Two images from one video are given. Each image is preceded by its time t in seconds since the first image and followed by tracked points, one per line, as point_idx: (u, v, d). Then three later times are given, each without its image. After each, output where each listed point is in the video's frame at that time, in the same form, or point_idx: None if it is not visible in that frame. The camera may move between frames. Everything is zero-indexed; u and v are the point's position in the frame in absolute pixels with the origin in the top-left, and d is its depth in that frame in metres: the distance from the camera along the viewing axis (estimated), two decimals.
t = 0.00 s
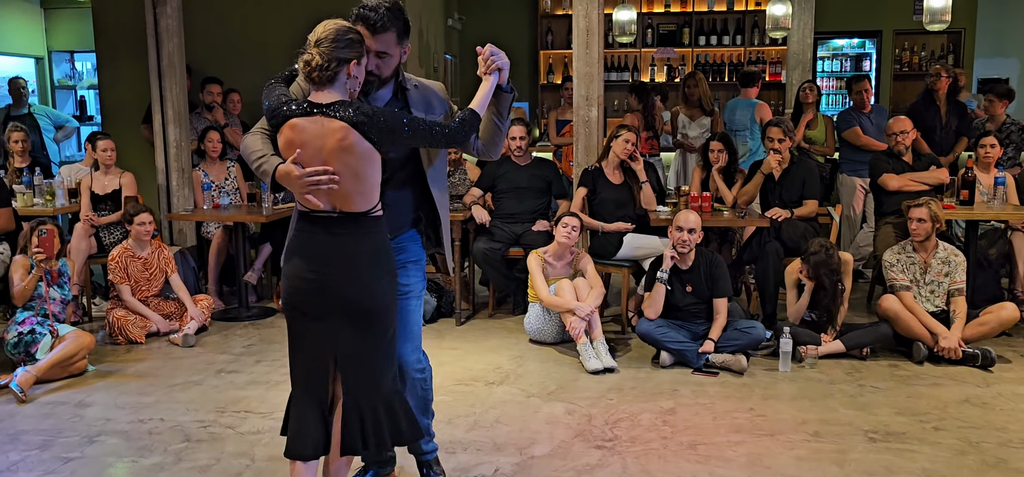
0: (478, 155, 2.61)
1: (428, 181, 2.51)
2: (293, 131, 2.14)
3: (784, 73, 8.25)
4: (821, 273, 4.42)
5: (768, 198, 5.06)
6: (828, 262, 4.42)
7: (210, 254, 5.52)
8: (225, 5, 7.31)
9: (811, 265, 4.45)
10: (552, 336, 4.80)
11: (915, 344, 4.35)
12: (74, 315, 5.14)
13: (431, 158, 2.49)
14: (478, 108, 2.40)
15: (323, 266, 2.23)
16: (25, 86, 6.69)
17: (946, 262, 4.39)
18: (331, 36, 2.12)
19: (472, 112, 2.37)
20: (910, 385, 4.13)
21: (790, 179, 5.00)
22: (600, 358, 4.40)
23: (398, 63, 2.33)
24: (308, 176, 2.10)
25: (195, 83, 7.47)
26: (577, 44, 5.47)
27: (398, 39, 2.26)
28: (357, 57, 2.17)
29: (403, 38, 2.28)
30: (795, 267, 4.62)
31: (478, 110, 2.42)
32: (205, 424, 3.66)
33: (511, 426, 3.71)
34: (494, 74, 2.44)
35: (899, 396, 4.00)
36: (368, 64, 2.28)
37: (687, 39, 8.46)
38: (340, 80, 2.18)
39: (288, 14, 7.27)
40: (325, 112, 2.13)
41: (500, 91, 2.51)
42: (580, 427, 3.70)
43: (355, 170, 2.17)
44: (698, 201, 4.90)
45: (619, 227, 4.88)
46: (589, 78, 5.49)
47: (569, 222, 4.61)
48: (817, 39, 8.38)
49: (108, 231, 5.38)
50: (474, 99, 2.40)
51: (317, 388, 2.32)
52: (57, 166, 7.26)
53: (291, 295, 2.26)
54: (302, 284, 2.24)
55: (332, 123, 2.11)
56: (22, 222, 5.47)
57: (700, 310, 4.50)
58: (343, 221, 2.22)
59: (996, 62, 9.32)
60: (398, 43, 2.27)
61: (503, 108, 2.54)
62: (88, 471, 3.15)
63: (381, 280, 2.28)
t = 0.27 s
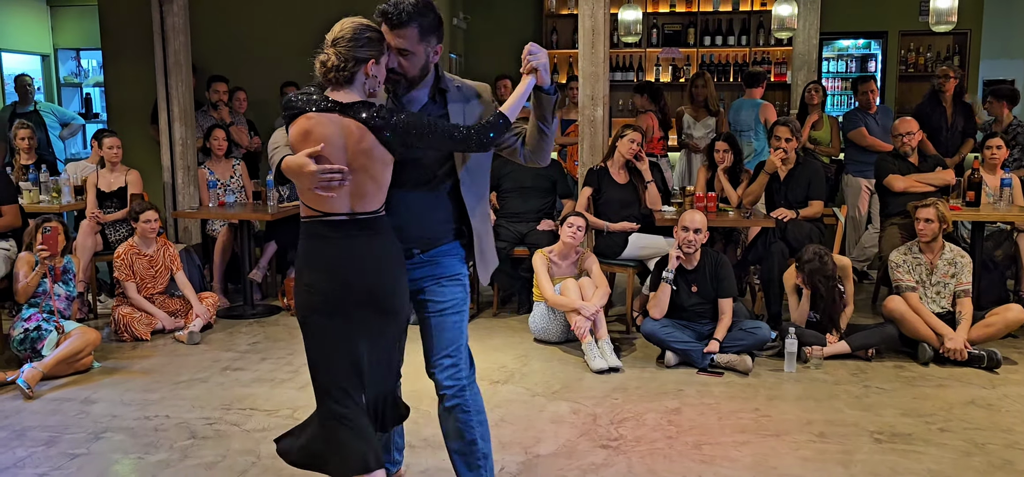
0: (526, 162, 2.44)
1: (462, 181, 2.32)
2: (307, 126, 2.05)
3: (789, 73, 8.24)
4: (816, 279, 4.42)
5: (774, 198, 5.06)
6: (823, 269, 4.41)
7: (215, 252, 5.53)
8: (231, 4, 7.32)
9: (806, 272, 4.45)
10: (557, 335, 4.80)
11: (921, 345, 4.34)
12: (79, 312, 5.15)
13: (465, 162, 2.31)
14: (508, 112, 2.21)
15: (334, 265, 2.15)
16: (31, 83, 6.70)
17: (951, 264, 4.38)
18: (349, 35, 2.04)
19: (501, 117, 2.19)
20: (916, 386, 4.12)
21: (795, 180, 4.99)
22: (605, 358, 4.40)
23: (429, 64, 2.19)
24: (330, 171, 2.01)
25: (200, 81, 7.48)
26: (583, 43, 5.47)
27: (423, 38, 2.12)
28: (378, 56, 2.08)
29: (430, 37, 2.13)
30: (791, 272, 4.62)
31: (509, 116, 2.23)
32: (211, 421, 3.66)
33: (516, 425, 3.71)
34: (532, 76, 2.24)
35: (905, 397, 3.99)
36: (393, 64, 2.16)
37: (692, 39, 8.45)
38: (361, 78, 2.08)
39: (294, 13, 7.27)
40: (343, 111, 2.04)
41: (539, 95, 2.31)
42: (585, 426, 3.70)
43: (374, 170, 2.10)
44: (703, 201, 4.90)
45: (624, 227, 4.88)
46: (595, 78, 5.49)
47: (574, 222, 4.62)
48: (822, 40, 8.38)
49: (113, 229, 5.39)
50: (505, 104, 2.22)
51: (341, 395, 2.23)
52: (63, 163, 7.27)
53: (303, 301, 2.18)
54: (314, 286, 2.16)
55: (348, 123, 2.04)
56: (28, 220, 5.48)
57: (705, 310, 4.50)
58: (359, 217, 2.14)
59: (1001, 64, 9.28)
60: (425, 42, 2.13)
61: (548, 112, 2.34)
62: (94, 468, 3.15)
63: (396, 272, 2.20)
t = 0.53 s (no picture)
0: (578, 170, 2.22)
1: (508, 185, 2.02)
2: (331, 135, 1.90)
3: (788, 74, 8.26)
4: (808, 282, 4.44)
5: (773, 199, 5.06)
6: (816, 271, 4.42)
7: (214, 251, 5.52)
8: (230, 3, 7.31)
9: (799, 274, 4.46)
10: (556, 335, 4.80)
11: (919, 346, 4.35)
12: (78, 311, 5.14)
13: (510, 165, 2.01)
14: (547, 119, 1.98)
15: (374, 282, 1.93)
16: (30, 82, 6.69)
17: (950, 265, 4.39)
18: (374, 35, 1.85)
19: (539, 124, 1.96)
20: (915, 386, 4.13)
21: (794, 180, 4.99)
22: (605, 358, 4.41)
23: (457, 68, 1.94)
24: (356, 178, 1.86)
25: (199, 80, 7.47)
26: (582, 43, 5.46)
27: (445, 38, 1.87)
28: (404, 58, 1.88)
29: (454, 36, 1.88)
30: (786, 274, 4.64)
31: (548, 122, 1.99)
32: (211, 420, 3.65)
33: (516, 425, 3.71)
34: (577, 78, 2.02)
35: (904, 397, 4.00)
36: (418, 67, 1.93)
37: (691, 40, 8.46)
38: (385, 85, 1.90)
39: (293, 12, 7.26)
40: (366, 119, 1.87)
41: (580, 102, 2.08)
42: (585, 426, 3.70)
43: (406, 177, 1.91)
44: (702, 201, 4.91)
45: (624, 227, 4.88)
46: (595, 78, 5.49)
47: (573, 223, 4.58)
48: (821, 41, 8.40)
49: (112, 227, 5.38)
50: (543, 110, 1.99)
51: (376, 414, 2.03)
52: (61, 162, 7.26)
53: (337, 315, 1.97)
54: (351, 303, 1.94)
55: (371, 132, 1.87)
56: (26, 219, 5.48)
57: (704, 311, 4.50)
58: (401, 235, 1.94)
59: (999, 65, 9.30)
60: (447, 42, 1.88)
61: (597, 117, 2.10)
62: (93, 467, 3.14)
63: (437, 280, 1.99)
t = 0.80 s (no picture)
0: (618, 184, 2.03)
1: (541, 200, 1.92)
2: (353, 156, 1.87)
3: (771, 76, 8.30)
4: (793, 282, 4.47)
5: (758, 200, 5.09)
6: (800, 271, 4.46)
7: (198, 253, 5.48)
8: (213, 3, 7.26)
9: (784, 275, 4.50)
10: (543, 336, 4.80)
11: (902, 345, 4.39)
12: (60, 314, 5.10)
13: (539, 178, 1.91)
14: (575, 132, 1.85)
15: (395, 293, 1.87)
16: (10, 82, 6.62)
17: (933, 265, 4.43)
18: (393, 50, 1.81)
19: (565, 139, 1.82)
20: (898, 385, 4.16)
21: (779, 181, 5.02)
22: (591, 359, 4.42)
23: (487, 80, 1.86)
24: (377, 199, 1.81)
25: (182, 81, 7.42)
26: (568, 45, 5.47)
27: (472, 48, 1.79)
28: (427, 73, 1.85)
29: (480, 45, 1.79)
30: (770, 276, 4.67)
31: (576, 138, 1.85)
32: (196, 423, 3.63)
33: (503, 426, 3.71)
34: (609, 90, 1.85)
35: (888, 396, 4.03)
36: (447, 80, 1.86)
37: (675, 41, 8.50)
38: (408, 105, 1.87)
39: (276, 12, 7.21)
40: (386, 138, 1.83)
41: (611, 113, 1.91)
42: (572, 427, 3.70)
43: (427, 194, 1.84)
44: (687, 202, 4.93)
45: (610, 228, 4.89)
46: (580, 79, 5.50)
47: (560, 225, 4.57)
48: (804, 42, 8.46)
49: (95, 230, 5.33)
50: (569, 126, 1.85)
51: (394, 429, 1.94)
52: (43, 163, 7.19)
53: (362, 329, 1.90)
54: (371, 319, 1.88)
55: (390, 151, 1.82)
56: (8, 221, 5.43)
57: (690, 311, 4.52)
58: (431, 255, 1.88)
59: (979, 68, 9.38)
60: (475, 52, 1.79)
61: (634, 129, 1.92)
62: (77, 471, 3.12)
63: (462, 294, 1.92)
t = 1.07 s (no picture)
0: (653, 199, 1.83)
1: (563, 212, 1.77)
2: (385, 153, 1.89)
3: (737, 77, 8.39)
4: (759, 282, 4.51)
5: (724, 199, 5.14)
6: (766, 271, 4.49)
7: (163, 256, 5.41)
8: (178, 3, 7.17)
9: (751, 275, 4.53)
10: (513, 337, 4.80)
11: (866, 343, 4.45)
12: (21, 320, 5.00)
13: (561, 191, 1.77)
14: (588, 149, 1.69)
15: (411, 295, 1.88)
16: None
17: (895, 264, 4.50)
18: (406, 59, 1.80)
19: (570, 156, 1.68)
20: (862, 382, 4.22)
21: (744, 180, 5.06)
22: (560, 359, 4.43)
23: (527, 82, 1.71)
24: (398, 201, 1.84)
25: (147, 82, 7.32)
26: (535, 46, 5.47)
27: (510, 48, 1.66)
28: (448, 79, 1.81)
29: (519, 46, 1.66)
30: (737, 275, 4.70)
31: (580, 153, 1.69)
32: (161, 429, 3.58)
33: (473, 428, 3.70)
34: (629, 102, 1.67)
35: (852, 393, 4.08)
36: (486, 83, 1.73)
37: (642, 43, 8.56)
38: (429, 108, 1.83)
39: (242, 12, 7.14)
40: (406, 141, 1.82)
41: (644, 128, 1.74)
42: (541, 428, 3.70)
43: (440, 201, 1.82)
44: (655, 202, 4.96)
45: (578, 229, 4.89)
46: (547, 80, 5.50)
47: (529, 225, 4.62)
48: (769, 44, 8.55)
49: (57, 233, 5.24)
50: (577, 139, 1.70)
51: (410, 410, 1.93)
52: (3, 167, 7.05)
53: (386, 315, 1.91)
54: (397, 303, 1.89)
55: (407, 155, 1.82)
56: None
57: (658, 311, 4.55)
58: (446, 260, 1.86)
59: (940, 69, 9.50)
60: (512, 54, 1.66)
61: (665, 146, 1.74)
62: None
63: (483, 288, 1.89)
